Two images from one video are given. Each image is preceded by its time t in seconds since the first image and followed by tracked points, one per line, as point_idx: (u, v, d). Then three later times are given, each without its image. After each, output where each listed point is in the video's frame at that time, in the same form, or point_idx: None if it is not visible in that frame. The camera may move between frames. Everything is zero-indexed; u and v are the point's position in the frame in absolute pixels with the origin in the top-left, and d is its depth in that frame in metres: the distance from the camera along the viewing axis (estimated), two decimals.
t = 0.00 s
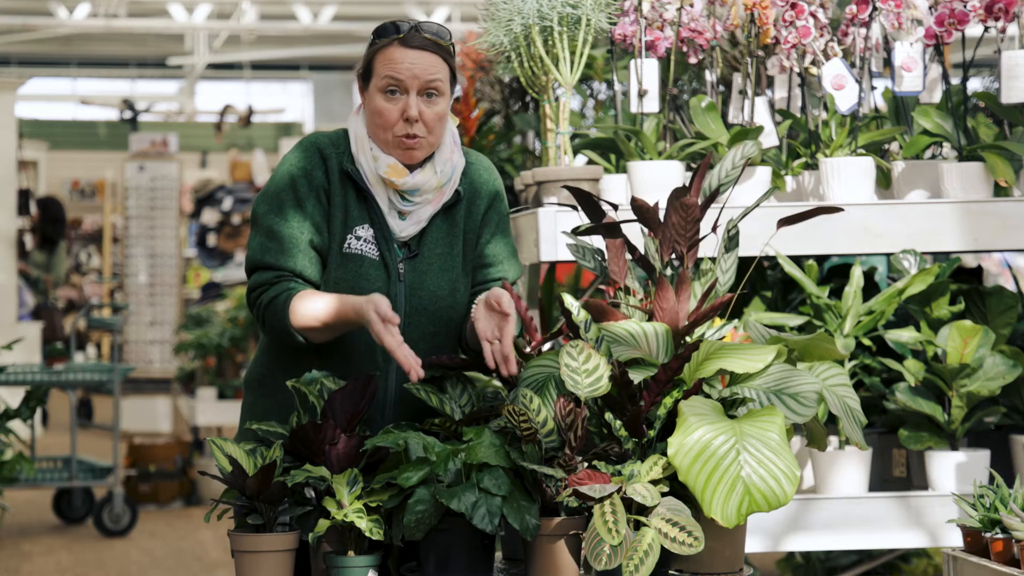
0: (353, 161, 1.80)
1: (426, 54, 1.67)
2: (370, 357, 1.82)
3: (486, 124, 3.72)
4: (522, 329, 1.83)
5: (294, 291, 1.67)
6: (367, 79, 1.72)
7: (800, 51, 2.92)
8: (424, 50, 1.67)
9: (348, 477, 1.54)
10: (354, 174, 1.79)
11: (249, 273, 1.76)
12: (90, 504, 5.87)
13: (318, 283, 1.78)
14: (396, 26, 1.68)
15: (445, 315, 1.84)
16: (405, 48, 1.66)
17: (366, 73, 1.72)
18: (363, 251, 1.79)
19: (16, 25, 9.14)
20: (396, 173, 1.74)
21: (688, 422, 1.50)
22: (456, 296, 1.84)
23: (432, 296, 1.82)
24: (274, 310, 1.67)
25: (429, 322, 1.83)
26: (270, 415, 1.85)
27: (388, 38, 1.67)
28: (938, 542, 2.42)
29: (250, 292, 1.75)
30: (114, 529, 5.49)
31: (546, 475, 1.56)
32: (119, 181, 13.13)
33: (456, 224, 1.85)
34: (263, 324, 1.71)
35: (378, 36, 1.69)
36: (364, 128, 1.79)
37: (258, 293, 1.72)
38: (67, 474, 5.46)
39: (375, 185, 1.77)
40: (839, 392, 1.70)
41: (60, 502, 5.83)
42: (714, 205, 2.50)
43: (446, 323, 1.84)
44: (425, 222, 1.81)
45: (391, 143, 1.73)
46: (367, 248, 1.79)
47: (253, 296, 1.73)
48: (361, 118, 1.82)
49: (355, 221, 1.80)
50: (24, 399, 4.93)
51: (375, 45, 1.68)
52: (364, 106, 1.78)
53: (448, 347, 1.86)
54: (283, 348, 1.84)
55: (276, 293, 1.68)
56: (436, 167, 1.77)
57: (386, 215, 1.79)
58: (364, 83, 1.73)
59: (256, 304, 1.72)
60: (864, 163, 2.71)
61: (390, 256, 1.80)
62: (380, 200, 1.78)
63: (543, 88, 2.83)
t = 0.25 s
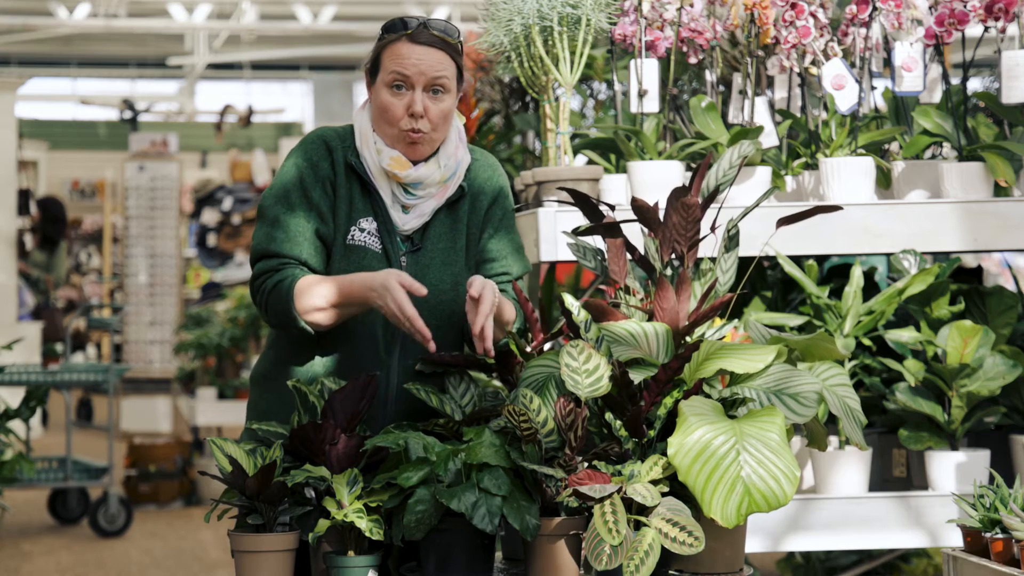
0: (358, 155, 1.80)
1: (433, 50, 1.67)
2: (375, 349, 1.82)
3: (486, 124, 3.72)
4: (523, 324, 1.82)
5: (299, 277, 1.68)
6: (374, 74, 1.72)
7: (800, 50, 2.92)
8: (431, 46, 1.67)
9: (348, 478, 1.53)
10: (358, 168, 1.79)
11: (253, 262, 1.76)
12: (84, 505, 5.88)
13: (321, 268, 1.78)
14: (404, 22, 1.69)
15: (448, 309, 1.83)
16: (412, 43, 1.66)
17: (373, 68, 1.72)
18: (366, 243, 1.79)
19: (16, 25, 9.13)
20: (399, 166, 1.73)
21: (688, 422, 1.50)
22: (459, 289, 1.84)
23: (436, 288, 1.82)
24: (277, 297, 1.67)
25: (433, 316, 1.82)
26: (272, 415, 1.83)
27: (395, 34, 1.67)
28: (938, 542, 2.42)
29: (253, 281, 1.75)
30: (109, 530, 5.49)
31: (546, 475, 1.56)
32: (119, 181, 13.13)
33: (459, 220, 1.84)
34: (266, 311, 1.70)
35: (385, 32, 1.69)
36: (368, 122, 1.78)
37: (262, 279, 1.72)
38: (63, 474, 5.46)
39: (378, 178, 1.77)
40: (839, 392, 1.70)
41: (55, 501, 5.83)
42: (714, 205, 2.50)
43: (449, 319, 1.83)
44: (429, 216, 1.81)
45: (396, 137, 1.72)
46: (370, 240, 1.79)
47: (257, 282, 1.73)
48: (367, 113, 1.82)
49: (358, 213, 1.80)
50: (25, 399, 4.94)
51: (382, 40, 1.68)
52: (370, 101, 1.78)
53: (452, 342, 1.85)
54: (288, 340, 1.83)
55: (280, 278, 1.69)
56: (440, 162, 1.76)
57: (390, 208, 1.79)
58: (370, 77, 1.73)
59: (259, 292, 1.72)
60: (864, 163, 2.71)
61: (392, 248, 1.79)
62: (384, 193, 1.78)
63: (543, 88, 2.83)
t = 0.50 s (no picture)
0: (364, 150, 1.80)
1: (442, 47, 1.67)
2: (376, 345, 1.79)
3: (486, 124, 3.72)
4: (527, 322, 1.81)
5: (305, 264, 1.66)
6: (382, 69, 1.72)
7: (800, 51, 2.92)
8: (439, 43, 1.67)
9: (348, 478, 1.54)
10: (364, 163, 1.78)
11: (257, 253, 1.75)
12: (81, 505, 5.88)
13: (324, 258, 1.76)
14: (414, 19, 1.68)
15: (452, 306, 1.82)
16: (421, 39, 1.66)
17: (381, 64, 1.72)
18: (370, 237, 1.79)
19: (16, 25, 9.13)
20: (404, 161, 1.73)
21: (688, 422, 1.50)
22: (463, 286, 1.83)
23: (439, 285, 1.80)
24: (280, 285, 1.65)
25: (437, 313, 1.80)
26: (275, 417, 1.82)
27: (404, 30, 1.67)
28: (938, 542, 2.42)
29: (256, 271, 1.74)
30: (105, 531, 5.50)
31: (546, 475, 1.56)
32: (119, 181, 13.13)
33: (463, 218, 1.84)
34: (269, 300, 1.69)
35: (394, 28, 1.69)
36: (375, 117, 1.78)
37: (267, 268, 1.70)
38: (58, 474, 5.45)
39: (383, 174, 1.77)
40: (839, 392, 1.70)
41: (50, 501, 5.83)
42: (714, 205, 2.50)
43: (452, 316, 1.83)
44: (433, 212, 1.81)
45: (402, 133, 1.72)
46: (373, 235, 1.79)
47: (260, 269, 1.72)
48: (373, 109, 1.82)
49: (363, 208, 1.80)
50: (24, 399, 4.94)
51: (390, 36, 1.68)
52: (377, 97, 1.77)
53: (455, 340, 1.83)
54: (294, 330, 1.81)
55: (285, 265, 1.67)
56: (445, 158, 1.76)
57: (394, 203, 1.79)
58: (378, 73, 1.73)
59: (263, 283, 1.71)
60: (864, 163, 2.71)
61: (396, 243, 1.79)
62: (388, 188, 1.78)
63: (543, 88, 2.83)
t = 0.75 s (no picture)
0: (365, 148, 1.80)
1: (441, 44, 1.67)
2: (379, 341, 1.79)
3: (486, 124, 3.73)
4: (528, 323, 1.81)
5: (308, 254, 1.65)
6: (382, 69, 1.71)
7: (800, 50, 2.92)
8: (438, 41, 1.67)
9: (348, 478, 1.53)
10: (364, 161, 1.79)
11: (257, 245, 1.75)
12: (77, 505, 5.88)
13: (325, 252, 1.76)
14: (413, 17, 1.69)
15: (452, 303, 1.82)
16: (420, 38, 1.66)
17: (381, 64, 1.72)
18: (371, 234, 1.78)
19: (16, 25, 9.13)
20: (405, 159, 1.73)
21: (688, 422, 1.50)
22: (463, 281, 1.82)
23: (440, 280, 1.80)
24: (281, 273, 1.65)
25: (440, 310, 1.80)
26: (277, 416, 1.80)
27: (403, 28, 1.67)
28: (938, 542, 2.42)
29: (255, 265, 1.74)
30: (101, 531, 5.50)
31: (546, 475, 1.56)
32: (119, 181, 13.15)
33: (463, 214, 1.83)
34: (269, 288, 1.68)
35: (393, 28, 1.69)
36: (375, 117, 1.78)
37: (265, 257, 1.70)
38: (54, 474, 5.44)
39: (383, 172, 1.77)
40: (839, 392, 1.70)
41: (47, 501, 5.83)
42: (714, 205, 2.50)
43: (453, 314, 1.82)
44: (434, 210, 1.81)
45: (402, 131, 1.72)
46: (374, 231, 1.79)
47: (258, 262, 1.71)
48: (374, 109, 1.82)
49: (363, 205, 1.80)
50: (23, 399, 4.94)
51: (390, 35, 1.68)
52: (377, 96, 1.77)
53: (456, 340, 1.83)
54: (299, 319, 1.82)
55: (287, 254, 1.66)
56: (446, 157, 1.75)
57: (395, 200, 1.79)
58: (378, 74, 1.73)
59: (262, 272, 1.70)
60: (864, 163, 2.71)
61: (396, 240, 1.79)
62: (389, 185, 1.78)
63: (543, 88, 2.83)
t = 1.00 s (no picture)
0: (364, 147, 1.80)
1: (435, 44, 1.67)
2: (381, 339, 1.79)
3: (486, 124, 3.73)
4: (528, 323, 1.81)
5: (313, 250, 1.66)
6: (377, 69, 1.72)
7: (800, 51, 2.92)
8: (433, 41, 1.67)
9: (348, 478, 1.53)
10: (362, 160, 1.79)
11: (257, 241, 1.75)
12: (76, 505, 5.87)
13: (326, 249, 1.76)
14: (406, 18, 1.69)
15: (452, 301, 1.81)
16: (414, 38, 1.66)
17: (376, 65, 1.72)
18: (369, 233, 1.79)
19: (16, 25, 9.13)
20: (402, 157, 1.73)
21: (688, 422, 1.50)
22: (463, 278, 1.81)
23: (439, 278, 1.79)
24: (284, 266, 1.65)
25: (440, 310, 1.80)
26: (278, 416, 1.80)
27: (397, 29, 1.67)
28: (938, 542, 2.42)
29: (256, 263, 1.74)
30: (100, 531, 5.49)
31: (546, 475, 1.56)
32: (119, 181, 13.16)
33: (463, 212, 1.82)
34: (269, 280, 1.68)
35: (388, 28, 1.69)
36: (372, 117, 1.78)
37: (265, 251, 1.70)
38: (54, 474, 5.44)
39: (382, 171, 1.77)
40: (839, 392, 1.70)
41: (47, 501, 5.83)
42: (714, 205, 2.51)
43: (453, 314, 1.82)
44: (433, 208, 1.80)
45: (399, 130, 1.72)
46: (373, 230, 1.79)
47: (257, 260, 1.72)
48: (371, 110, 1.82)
49: (362, 205, 1.80)
50: (23, 399, 4.94)
51: (385, 36, 1.68)
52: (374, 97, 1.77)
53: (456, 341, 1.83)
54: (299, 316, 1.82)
55: (289, 248, 1.66)
56: (443, 155, 1.75)
57: (394, 199, 1.79)
58: (374, 75, 1.73)
59: (262, 267, 1.70)
60: (864, 163, 2.71)
61: (395, 239, 1.79)
62: (387, 184, 1.78)
63: (543, 88, 2.83)
